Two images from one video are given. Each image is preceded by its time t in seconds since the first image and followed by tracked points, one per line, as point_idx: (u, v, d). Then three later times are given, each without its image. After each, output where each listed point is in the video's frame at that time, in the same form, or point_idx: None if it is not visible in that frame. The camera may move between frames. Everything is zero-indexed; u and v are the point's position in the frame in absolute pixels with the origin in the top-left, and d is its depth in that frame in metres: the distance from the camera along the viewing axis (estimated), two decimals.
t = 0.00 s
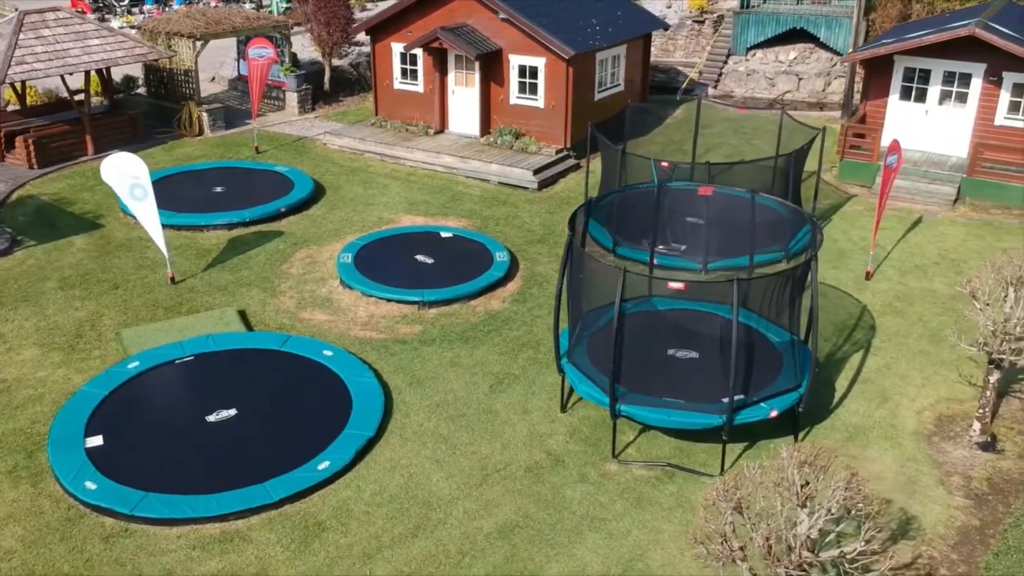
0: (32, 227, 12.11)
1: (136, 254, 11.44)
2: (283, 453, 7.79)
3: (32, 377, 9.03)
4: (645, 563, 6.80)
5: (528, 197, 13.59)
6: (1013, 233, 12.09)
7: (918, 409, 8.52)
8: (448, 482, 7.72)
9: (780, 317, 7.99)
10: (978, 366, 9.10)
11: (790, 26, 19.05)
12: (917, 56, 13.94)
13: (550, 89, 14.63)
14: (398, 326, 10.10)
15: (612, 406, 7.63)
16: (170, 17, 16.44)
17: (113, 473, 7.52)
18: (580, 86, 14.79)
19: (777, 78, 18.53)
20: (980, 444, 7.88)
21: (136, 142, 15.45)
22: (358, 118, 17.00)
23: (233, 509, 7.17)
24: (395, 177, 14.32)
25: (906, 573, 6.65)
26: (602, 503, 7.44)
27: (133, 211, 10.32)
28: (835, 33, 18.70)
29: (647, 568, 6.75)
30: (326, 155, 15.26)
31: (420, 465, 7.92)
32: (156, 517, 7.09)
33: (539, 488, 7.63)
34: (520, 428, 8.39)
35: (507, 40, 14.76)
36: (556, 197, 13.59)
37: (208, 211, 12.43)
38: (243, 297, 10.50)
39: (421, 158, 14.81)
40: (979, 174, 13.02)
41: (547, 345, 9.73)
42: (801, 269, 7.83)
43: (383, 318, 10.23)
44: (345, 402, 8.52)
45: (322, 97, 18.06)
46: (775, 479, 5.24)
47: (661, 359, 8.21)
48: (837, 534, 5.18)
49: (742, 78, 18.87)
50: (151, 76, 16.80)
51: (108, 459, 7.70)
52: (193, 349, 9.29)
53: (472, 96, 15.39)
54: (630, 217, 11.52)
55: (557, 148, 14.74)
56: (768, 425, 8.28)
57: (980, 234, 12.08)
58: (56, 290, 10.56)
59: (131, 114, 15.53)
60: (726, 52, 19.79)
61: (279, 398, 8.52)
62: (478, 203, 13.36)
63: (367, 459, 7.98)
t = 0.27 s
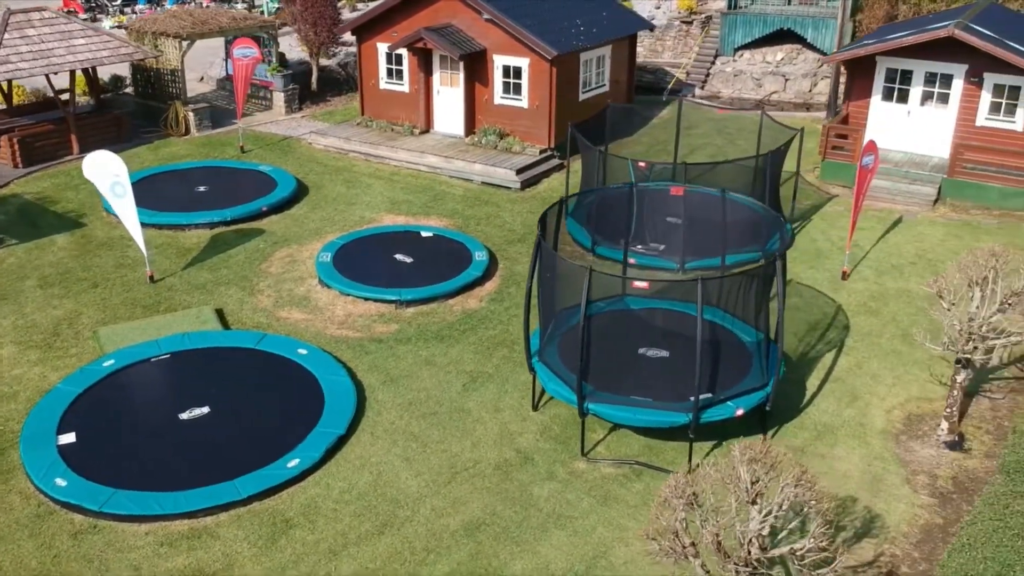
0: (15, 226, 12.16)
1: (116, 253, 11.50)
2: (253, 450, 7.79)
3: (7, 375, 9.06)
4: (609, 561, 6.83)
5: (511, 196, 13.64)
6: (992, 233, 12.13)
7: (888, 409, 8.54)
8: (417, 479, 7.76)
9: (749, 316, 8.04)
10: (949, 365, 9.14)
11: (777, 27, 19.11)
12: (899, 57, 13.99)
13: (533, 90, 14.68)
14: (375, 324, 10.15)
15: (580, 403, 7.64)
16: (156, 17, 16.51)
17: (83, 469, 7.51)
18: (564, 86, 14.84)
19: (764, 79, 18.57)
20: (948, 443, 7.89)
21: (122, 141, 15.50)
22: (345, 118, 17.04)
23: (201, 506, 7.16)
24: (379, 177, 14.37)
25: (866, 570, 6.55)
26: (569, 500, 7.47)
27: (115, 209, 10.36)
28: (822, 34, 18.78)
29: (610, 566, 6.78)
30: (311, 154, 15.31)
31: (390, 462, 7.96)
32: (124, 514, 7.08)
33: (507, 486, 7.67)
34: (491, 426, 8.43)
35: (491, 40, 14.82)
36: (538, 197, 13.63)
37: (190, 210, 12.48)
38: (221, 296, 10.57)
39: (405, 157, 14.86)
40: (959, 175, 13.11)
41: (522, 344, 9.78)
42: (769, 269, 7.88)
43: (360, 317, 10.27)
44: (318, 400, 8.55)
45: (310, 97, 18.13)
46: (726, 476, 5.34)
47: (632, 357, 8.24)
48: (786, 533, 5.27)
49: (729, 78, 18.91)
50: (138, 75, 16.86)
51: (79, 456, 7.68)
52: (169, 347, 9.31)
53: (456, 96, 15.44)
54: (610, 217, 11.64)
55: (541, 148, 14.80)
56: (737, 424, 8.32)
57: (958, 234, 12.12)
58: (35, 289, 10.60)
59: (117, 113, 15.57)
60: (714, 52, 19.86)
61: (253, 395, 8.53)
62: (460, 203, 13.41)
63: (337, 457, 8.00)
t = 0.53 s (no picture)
0: (4, 227, 12.20)
1: (105, 254, 11.53)
2: (237, 450, 7.81)
3: None
4: (589, 559, 6.86)
5: (500, 197, 13.67)
6: (978, 233, 12.17)
7: (870, 408, 8.58)
8: (400, 479, 7.79)
9: (729, 316, 8.08)
10: (932, 364, 9.19)
11: (769, 27, 19.13)
12: (887, 57, 14.05)
13: (523, 90, 14.71)
14: (361, 325, 10.18)
15: (562, 402, 7.67)
16: (147, 18, 16.55)
17: (66, 469, 7.50)
18: (553, 86, 14.88)
19: (755, 79, 18.57)
20: (929, 442, 7.92)
21: (113, 143, 15.53)
22: (336, 119, 17.09)
23: (184, 506, 7.17)
24: (369, 177, 14.40)
25: (845, 568, 6.57)
26: (551, 500, 7.50)
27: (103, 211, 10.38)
28: (812, 34, 18.78)
29: (590, 564, 6.81)
30: (301, 155, 15.36)
31: (373, 462, 7.99)
32: (107, 513, 7.08)
33: (490, 486, 7.70)
34: (475, 426, 8.47)
35: (480, 41, 14.86)
36: (527, 197, 13.67)
37: (179, 211, 12.52)
38: (209, 297, 10.62)
39: (395, 158, 14.89)
40: (946, 175, 13.19)
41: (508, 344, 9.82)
42: (749, 269, 7.92)
43: (346, 317, 10.31)
44: (302, 401, 8.58)
45: (301, 99, 18.19)
46: (700, 476, 5.45)
47: (614, 358, 8.27)
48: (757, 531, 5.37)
49: (720, 79, 18.91)
50: (130, 77, 16.90)
51: (63, 456, 7.67)
52: (155, 348, 9.33)
53: (447, 97, 15.48)
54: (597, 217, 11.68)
55: (531, 149, 14.85)
56: (719, 423, 8.36)
57: (945, 234, 12.17)
58: (23, 290, 10.63)
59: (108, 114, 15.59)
60: (706, 52, 19.93)
61: (237, 396, 8.55)
62: (449, 204, 13.44)
63: (321, 458, 8.03)
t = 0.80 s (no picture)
0: (4, 228, 12.24)
1: (104, 255, 11.57)
2: (233, 450, 7.83)
3: None
4: (583, 558, 6.87)
5: (498, 197, 13.69)
6: (977, 232, 12.15)
7: (866, 407, 8.58)
8: (395, 479, 7.81)
9: (724, 316, 8.09)
10: (929, 364, 9.19)
11: (769, 27, 19.11)
12: (886, 57, 14.04)
13: (521, 91, 14.73)
14: (359, 325, 10.20)
15: (557, 402, 7.66)
16: (147, 19, 16.59)
17: (63, 469, 7.53)
18: (552, 87, 14.89)
19: (755, 79, 18.57)
20: (924, 442, 7.92)
21: (113, 144, 15.58)
22: (336, 120, 17.12)
23: (180, 505, 7.19)
24: (368, 178, 14.42)
25: (839, 568, 6.57)
26: (546, 499, 7.52)
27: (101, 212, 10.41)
28: (812, 35, 18.77)
29: (584, 564, 6.82)
30: (301, 156, 15.39)
31: (369, 462, 8.01)
32: (103, 512, 7.10)
33: (485, 485, 7.71)
34: (471, 426, 8.48)
35: (479, 42, 14.88)
36: (526, 197, 13.69)
37: (178, 212, 12.55)
38: (207, 298, 10.65)
39: (394, 159, 14.92)
40: (945, 174, 13.17)
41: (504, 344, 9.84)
42: (743, 269, 7.92)
43: (344, 317, 10.33)
44: (299, 401, 8.60)
45: (301, 100, 18.23)
46: (691, 475, 5.50)
47: (609, 358, 8.27)
48: (748, 531, 5.40)
49: (720, 79, 18.92)
50: (130, 78, 16.95)
51: (60, 456, 7.69)
52: (153, 348, 9.36)
53: (446, 97, 15.50)
54: (595, 218, 11.70)
55: (529, 149, 14.87)
56: (714, 423, 8.37)
57: (943, 234, 12.16)
58: (22, 290, 10.67)
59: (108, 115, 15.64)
60: (705, 52, 19.93)
61: (234, 396, 8.57)
62: (448, 204, 13.46)
63: (316, 458, 8.05)
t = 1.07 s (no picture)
0: (5, 228, 12.27)
1: (105, 254, 11.61)
2: (233, 449, 7.85)
3: None
4: (582, 557, 6.88)
5: (499, 197, 13.70)
6: (977, 232, 12.14)
7: (866, 407, 8.59)
8: (395, 477, 7.82)
9: (723, 316, 8.09)
10: (928, 363, 9.19)
11: (770, 27, 19.10)
12: (887, 56, 14.04)
13: (522, 90, 14.74)
14: (359, 324, 10.22)
15: (556, 401, 7.67)
16: (149, 19, 16.63)
17: (64, 468, 7.54)
18: (553, 86, 14.90)
19: (756, 79, 18.59)
20: (924, 441, 7.91)
21: (115, 144, 15.62)
22: (337, 119, 17.14)
23: (180, 504, 7.21)
24: (369, 178, 14.45)
25: (837, 567, 6.58)
26: (545, 498, 7.53)
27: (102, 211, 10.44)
28: (813, 34, 18.77)
29: (583, 563, 6.83)
30: (302, 156, 15.41)
31: (368, 460, 8.03)
32: (103, 511, 7.12)
33: (485, 484, 7.73)
34: (470, 425, 8.49)
35: (480, 41, 14.89)
36: (527, 197, 13.70)
37: (179, 211, 12.58)
38: (207, 297, 10.68)
39: (395, 158, 14.93)
40: (946, 174, 13.15)
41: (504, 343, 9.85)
42: (743, 268, 7.92)
43: (344, 317, 10.35)
44: (299, 399, 8.61)
45: (302, 99, 18.27)
46: (688, 473, 5.51)
47: (608, 358, 8.27)
48: (745, 530, 5.41)
49: (722, 79, 18.96)
50: (132, 78, 16.98)
51: (61, 455, 7.71)
52: (154, 348, 9.38)
53: (447, 97, 15.52)
54: (595, 218, 11.72)
55: (530, 149, 14.88)
56: (713, 422, 8.37)
57: (943, 233, 12.15)
58: (24, 290, 10.71)
59: (110, 115, 15.68)
60: (707, 52, 19.93)
61: (234, 395, 8.59)
62: (449, 204, 13.47)
63: (316, 457, 8.06)
